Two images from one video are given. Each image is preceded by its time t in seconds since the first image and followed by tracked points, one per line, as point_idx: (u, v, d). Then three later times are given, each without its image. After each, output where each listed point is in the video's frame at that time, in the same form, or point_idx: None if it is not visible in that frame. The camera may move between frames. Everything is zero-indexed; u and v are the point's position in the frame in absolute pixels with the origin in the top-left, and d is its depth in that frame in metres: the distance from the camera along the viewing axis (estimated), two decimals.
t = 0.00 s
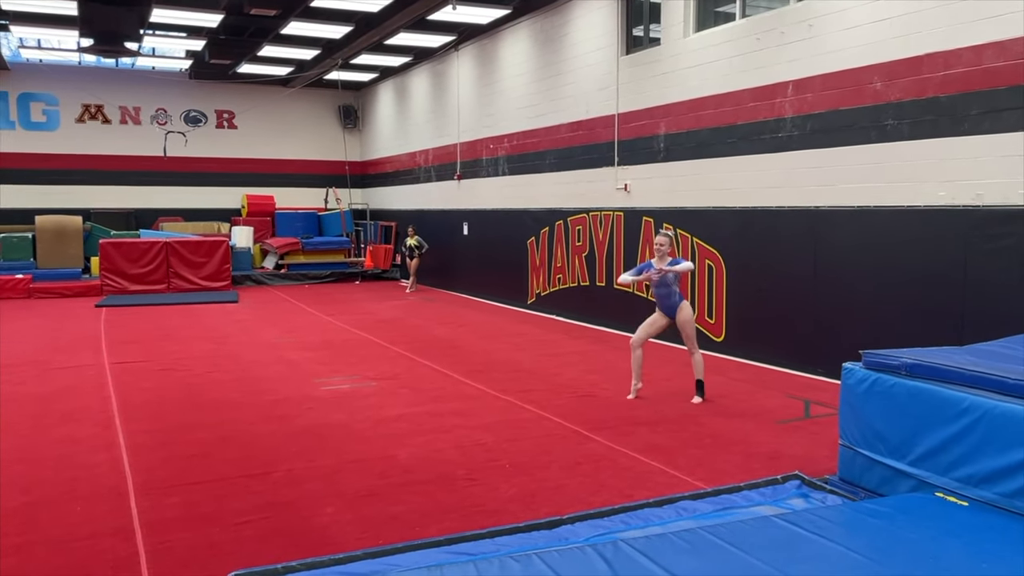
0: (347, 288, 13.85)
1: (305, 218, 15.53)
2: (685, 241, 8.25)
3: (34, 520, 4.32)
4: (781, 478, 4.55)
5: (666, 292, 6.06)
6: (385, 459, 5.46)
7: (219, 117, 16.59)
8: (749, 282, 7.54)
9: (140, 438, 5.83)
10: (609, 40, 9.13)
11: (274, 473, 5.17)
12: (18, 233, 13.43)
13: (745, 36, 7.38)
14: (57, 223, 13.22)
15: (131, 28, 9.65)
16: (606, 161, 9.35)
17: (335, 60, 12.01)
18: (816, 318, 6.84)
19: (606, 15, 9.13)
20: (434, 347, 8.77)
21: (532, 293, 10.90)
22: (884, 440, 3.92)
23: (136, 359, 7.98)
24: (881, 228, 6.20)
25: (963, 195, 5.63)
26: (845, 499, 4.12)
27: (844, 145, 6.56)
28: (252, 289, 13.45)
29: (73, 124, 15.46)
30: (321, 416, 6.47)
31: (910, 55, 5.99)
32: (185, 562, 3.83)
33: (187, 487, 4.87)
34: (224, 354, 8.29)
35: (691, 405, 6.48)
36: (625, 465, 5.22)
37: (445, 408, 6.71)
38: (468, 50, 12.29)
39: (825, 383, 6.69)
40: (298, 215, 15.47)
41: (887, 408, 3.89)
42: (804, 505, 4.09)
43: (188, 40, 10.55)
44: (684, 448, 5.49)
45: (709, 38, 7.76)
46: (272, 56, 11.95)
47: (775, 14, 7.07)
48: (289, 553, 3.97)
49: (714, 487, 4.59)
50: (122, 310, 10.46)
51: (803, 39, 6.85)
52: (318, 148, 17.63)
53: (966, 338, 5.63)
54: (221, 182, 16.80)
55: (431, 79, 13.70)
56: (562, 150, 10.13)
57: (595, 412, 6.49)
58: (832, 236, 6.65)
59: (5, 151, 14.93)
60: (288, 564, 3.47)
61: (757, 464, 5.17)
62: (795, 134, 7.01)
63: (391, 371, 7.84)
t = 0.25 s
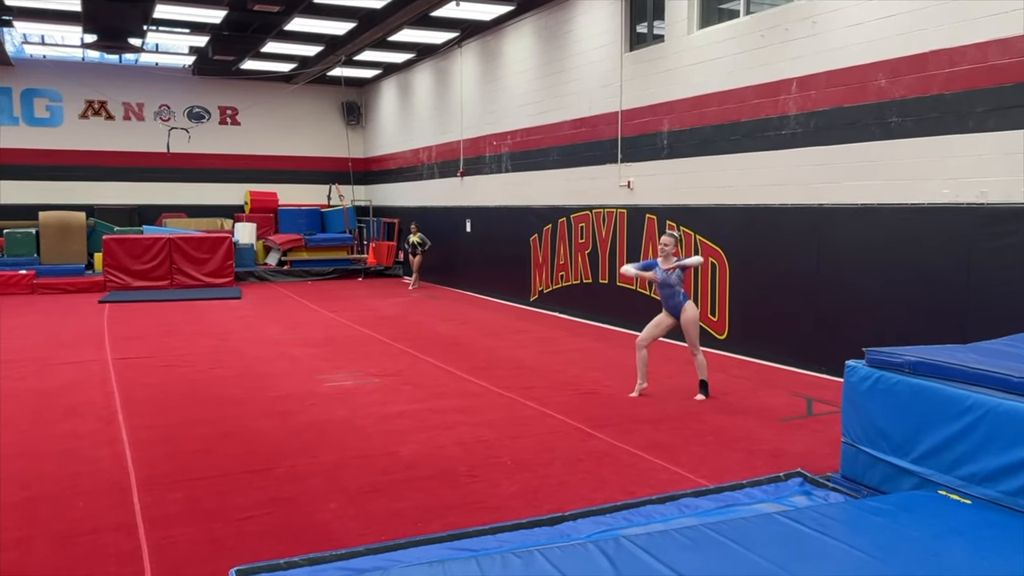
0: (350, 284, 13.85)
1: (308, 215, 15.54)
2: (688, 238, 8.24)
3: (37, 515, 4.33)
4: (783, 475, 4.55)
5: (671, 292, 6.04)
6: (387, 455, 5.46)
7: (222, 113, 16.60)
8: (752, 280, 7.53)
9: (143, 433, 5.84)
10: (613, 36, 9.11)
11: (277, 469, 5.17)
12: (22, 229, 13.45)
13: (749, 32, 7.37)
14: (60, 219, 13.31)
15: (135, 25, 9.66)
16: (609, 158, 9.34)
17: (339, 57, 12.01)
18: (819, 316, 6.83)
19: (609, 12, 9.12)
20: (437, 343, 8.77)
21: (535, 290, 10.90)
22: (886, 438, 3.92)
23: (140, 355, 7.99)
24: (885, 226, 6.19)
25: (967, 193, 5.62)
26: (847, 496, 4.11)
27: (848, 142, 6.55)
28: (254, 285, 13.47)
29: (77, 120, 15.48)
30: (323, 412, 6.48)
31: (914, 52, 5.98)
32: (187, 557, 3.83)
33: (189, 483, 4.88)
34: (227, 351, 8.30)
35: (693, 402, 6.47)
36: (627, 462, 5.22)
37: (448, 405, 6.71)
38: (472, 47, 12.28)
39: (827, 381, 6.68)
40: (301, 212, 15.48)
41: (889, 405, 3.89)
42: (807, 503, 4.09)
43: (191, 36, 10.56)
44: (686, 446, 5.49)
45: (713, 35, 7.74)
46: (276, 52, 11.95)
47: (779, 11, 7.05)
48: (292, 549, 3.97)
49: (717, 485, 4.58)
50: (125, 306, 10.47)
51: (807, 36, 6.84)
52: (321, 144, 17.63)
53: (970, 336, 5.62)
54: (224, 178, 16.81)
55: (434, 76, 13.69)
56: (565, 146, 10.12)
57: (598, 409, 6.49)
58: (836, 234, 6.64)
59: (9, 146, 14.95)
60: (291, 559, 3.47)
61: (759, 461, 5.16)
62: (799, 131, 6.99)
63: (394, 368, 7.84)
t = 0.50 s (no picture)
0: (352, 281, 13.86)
1: (311, 211, 15.54)
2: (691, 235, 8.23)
3: (40, 509, 4.34)
4: (786, 472, 4.54)
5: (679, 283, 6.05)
6: (389, 451, 5.46)
7: (226, 109, 16.61)
8: (755, 277, 7.53)
9: (146, 428, 5.85)
10: (616, 33, 9.10)
11: (280, 464, 5.18)
12: (25, 224, 13.46)
13: (753, 29, 7.36)
14: (64, 214, 13.28)
15: (139, 20, 9.67)
16: (612, 154, 9.34)
17: (342, 53, 12.01)
18: (822, 314, 6.82)
19: (612, 9, 9.11)
20: (440, 340, 8.78)
21: (537, 287, 10.90)
22: (889, 435, 3.91)
23: (143, 350, 8.00)
24: (888, 223, 6.18)
25: (971, 190, 5.61)
26: (849, 493, 4.11)
27: (852, 139, 6.54)
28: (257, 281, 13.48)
29: (80, 116, 15.49)
30: (326, 408, 6.49)
31: (918, 49, 5.96)
32: (190, 552, 3.84)
33: (192, 477, 4.89)
34: (229, 346, 8.31)
35: (696, 399, 6.47)
36: (629, 458, 5.22)
37: (450, 401, 6.71)
38: (475, 43, 12.28)
39: (830, 378, 6.67)
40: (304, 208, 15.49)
41: (892, 403, 3.88)
42: (809, 500, 4.08)
43: (195, 32, 10.57)
44: (688, 442, 5.48)
45: (716, 31, 7.73)
46: (279, 48, 11.95)
47: (783, 7, 7.04)
48: (294, 544, 3.98)
49: (719, 481, 4.58)
50: (128, 301, 10.49)
51: (811, 32, 6.82)
52: (324, 141, 17.64)
53: (973, 333, 5.61)
54: (227, 174, 16.82)
55: (438, 73, 13.69)
56: (568, 143, 10.12)
57: (600, 405, 6.49)
58: (839, 231, 6.63)
59: (12, 142, 14.97)
60: (294, 554, 3.47)
61: (762, 458, 5.16)
62: (803, 128, 6.98)
63: (397, 364, 7.85)
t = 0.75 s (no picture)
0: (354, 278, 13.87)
1: (312, 209, 15.54)
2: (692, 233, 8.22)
3: (43, 505, 4.34)
4: (787, 470, 4.54)
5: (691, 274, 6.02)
6: (390, 447, 5.47)
7: (228, 106, 16.62)
8: (757, 275, 7.52)
9: (148, 425, 5.85)
10: (619, 30, 9.09)
11: (281, 460, 5.18)
12: (28, 221, 13.47)
13: (756, 26, 7.34)
14: (66, 211, 13.22)
15: (141, 17, 9.67)
16: (614, 151, 9.33)
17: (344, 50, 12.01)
18: (824, 311, 6.82)
19: (614, 6, 9.10)
20: (441, 337, 8.78)
21: (539, 284, 10.90)
22: (890, 433, 3.91)
23: (144, 347, 8.01)
24: (890, 221, 6.17)
25: (973, 188, 5.60)
26: (850, 491, 4.10)
27: (854, 137, 6.53)
28: (259, 278, 13.49)
29: (82, 113, 15.49)
30: (327, 404, 6.49)
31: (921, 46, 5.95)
32: (192, 548, 3.84)
33: (194, 474, 4.89)
34: (231, 343, 8.31)
35: (697, 397, 6.47)
36: (630, 456, 5.22)
37: (451, 398, 6.71)
38: (477, 40, 12.27)
39: (832, 376, 6.67)
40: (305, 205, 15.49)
41: (894, 400, 3.88)
42: (810, 497, 4.08)
43: (197, 28, 10.57)
44: (689, 440, 5.48)
45: (719, 29, 7.72)
46: (281, 45, 11.95)
47: (786, 4, 7.03)
48: (295, 540, 3.98)
49: (720, 479, 4.58)
50: (130, 298, 10.49)
51: (814, 29, 6.81)
52: (326, 138, 17.64)
53: (975, 331, 5.60)
54: (229, 172, 16.83)
55: (439, 70, 13.69)
56: (570, 140, 10.11)
57: (601, 403, 6.49)
58: (841, 229, 6.62)
59: (15, 139, 14.98)
60: (296, 550, 3.47)
61: (763, 455, 5.16)
62: (805, 126, 6.98)
63: (398, 361, 7.85)
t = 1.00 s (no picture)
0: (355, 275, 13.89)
1: (313, 205, 15.54)
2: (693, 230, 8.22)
3: (44, 501, 4.36)
4: (787, 467, 4.54)
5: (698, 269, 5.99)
6: (391, 444, 5.47)
7: (229, 103, 16.61)
8: (758, 273, 7.53)
9: (149, 421, 5.86)
10: (620, 27, 9.09)
11: (282, 457, 5.19)
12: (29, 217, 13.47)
13: (757, 24, 7.34)
14: (67, 207, 13.25)
15: (141, 13, 9.68)
16: (615, 149, 9.33)
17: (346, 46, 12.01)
18: (824, 309, 6.82)
19: (615, 3, 9.10)
20: (442, 334, 8.79)
21: (539, 282, 10.91)
22: (891, 430, 3.91)
23: (146, 343, 8.02)
24: (891, 218, 6.18)
25: (975, 186, 5.60)
26: (850, 489, 4.11)
27: (855, 134, 6.52)
28: (260, 275, 13.50)
29: (83, 109, 15.49)
30: (328, 401, 6.50)
31: (922, 44, 5.95)
32: (192, 544, 3.85)
33: (195, 470, 4.90)
34: (232, 339, 8.32)
35: (697, 394, 6.47)
36: (630, 453, 5.23)
37: (451, 395, 6.72)
38: (478, 37, 12.26)
39: (832, 373, 6.67)
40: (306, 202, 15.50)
41: (894, 398, 3.88)
42: (810, 494, 4.08)
43: (198, 25, 10.57)
44: (689, 437, 5.49)
45: (720, 26, 7.72)
46: (282, 42, 11.95)
47: (787, 2, 7.03)
48: (295, 536, 3.99)
49: (721, 476, 4.58)
50: (131, 295, 10.51)
51: (815, 27, 6.80)
52: (327, 135, 17.64)
53: (975, 329, 5.61)
54: (230, 168, 16.82)
55: (440, 67, 13.68)
56: (571, 137, 10.11)
57: (602, 400, 6.50)
58: (842, 227, 6.62)
59: (16, 135, 14.98)
60: (297, 546, 3.47)
61: (763, 453, 5.16)
62: (806, 123, 6.98)
63: (399, 358, 7.86)
